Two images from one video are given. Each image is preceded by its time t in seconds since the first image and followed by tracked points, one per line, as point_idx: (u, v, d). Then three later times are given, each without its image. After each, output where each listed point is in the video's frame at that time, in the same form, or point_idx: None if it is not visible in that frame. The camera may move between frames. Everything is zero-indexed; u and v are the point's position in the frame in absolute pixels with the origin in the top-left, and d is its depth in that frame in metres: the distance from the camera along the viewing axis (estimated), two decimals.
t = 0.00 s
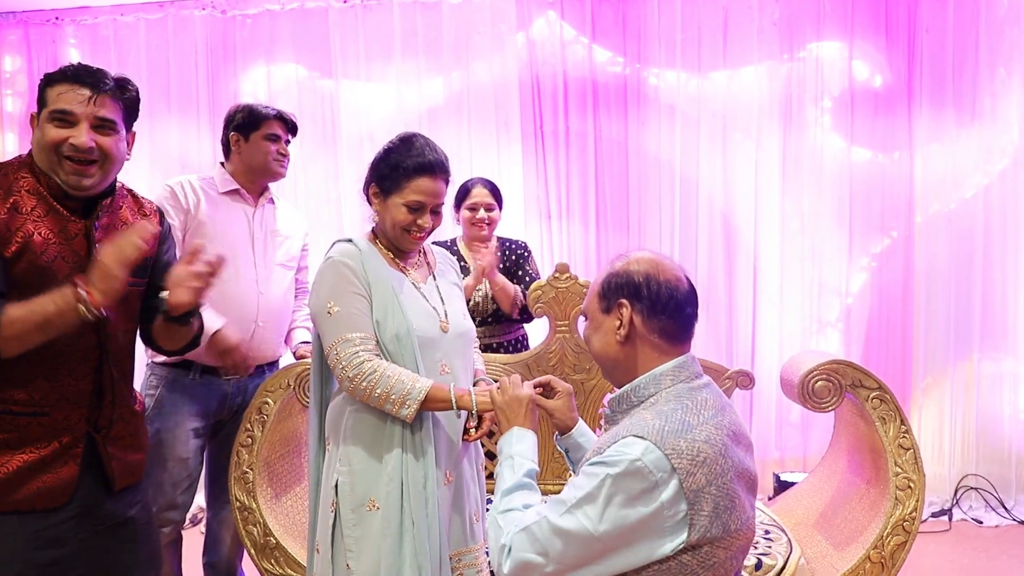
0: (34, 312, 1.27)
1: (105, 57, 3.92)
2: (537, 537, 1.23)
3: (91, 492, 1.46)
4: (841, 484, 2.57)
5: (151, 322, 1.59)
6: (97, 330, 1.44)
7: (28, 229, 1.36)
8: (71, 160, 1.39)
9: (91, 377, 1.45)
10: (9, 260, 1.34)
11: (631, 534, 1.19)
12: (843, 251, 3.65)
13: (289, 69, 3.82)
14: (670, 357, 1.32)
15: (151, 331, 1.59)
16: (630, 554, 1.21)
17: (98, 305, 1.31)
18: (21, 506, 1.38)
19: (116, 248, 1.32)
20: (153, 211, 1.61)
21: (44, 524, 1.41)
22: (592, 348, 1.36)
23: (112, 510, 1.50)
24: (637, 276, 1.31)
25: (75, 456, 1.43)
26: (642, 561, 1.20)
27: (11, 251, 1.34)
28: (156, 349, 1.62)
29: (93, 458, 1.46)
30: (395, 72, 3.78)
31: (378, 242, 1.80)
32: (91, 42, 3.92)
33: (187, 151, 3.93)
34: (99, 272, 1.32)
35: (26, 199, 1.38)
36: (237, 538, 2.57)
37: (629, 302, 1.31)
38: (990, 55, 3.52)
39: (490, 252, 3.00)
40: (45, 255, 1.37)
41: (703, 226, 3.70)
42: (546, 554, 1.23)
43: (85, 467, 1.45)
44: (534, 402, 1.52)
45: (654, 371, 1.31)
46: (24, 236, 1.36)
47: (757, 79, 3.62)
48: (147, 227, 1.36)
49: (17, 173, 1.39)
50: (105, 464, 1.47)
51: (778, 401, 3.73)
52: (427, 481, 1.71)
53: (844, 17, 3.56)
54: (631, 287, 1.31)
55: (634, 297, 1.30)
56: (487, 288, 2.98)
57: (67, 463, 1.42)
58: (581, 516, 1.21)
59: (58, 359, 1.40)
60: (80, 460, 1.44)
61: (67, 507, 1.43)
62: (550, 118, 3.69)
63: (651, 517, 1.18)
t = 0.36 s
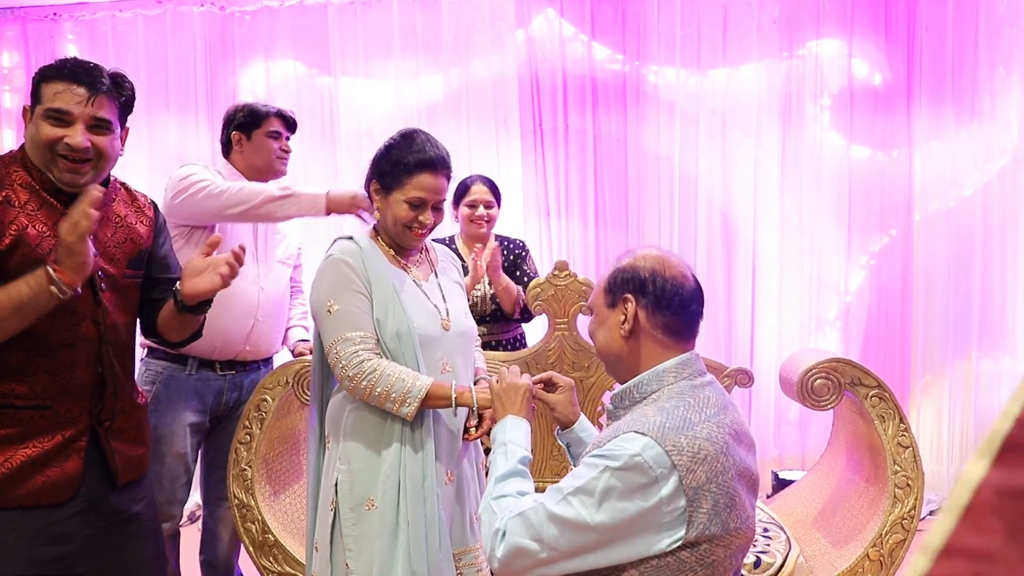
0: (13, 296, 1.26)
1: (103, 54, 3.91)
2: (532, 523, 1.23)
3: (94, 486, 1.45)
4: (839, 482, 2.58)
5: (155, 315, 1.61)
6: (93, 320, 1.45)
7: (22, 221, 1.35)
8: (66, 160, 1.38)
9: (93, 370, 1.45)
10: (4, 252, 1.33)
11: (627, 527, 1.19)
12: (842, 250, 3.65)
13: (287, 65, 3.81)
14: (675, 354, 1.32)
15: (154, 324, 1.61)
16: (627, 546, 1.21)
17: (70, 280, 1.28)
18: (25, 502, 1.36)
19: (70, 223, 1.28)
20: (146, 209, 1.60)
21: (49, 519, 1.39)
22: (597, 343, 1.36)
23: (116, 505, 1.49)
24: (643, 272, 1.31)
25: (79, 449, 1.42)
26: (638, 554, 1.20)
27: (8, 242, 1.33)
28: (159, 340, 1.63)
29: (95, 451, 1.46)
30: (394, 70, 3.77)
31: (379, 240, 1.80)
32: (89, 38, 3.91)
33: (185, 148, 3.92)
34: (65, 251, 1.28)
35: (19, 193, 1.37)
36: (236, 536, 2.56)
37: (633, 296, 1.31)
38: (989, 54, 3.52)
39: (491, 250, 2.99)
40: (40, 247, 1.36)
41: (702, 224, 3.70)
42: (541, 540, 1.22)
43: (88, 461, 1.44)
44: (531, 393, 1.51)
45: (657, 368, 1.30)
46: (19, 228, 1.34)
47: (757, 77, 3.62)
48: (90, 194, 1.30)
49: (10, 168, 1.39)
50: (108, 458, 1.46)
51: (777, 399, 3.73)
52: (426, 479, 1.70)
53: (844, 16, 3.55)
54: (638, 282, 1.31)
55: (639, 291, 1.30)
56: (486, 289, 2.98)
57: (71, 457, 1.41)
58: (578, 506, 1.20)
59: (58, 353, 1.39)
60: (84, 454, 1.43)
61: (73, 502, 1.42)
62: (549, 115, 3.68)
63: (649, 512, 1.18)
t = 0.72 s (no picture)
0: (23, 304, 1.27)
1: (101, 51, 3.90)
2: (534, 524, 1.23)
3: (99, 481, 1.46)
4: (837, 481, 2.58)
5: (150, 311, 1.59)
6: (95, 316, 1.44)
7: (22, 219, 1.35)
8: (89, 168, 1.41)
9: (97, 366, 1.45)
10: (4, 252, 1.33)
11: (628, 525, 1.19)
12: (839, 249, 3.66)
13: (285, 63, 3.81)
14: (675, 352, 1.32)
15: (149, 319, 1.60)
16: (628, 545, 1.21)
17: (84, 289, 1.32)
18: (32, 498, 1.36)
19: (88, 235, 1.31)
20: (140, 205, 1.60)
21: (55, 514, 1.40)
22: (598, 340, 1.37)
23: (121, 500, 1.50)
24: (644, 269, 1.31)
25: (84, 445, 1.42)
26: (638, 553, 1.20)
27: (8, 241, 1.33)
28: (157, 338, 1.63)
29: (101, 446, 1.46)
30: (392, 68, 3.77)
31: (377, 238, 1.80)
32: (87, 35, 3.90)
33: (182, 146, 3.92)
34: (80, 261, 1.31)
35: (17, 190, 1.37)
36: (234, 534, 2.56)
37: (636, 294, 1.31)
38: (986, 53, 3.52)
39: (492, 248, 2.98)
40: (39, 245, 1.36)
41: (700, 222, 3.70)
42: (542, 540, 1.23)
43: (92, 457, 1.45)
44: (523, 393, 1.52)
45: (656, 367, 1.31)
46: (19, 227, 1.35)
47: (754, 75, 3.62)
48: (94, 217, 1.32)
49: (6, 167, 1.38)
50: (113, 453, 1.47)
51: (775, 397, 3.74)
52: (423, 478, 1.70)
53: (842, 14, 3.56)
54: (640, 280, 1.32)
55: (642, 289, 1.30)
56: (486, 284, 2.97)
57: (76, 453, 1.41)
58: (578, 505, 1.20)
59: (63, 349, 1.39)
60: (89, 450, 1.43)
61: (78, 498, 1.42)
62: (546, 114, 3.68)
63: (650, 511, 1.18)
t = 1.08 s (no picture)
0: (56, 326, 1.30)
1: (100, 51, 3.90)
2: (533, 527, 1.23)
3: (105, 480, 1.46)
4: (836, 481, 2.59)
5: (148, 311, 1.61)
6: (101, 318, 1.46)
7: (26, 222, 1.35)
8: (100, 173, 1.42)
9: (101, 366, 1.45)
10: (8, 256, 1.33)
11: (625, 526, 1.19)
12: (838, 248, 3.66)
13: (284, 63, 3.80)
14: (672, 354, 1.32)
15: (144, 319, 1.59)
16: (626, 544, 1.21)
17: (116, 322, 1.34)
18: (38, 498, 1.36)
19: (135, 267, 1.36)
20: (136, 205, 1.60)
21: (60, 514, 1.40)
22: (597, 340, 1.36)
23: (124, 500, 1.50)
24: (643, 270, 1.31)
25: (90, 444, 1.42)
26: (636, 554, 1.20)
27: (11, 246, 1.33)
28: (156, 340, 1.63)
29: (107, 445, 1.47)
30: (391, 68, 3.77)
31: (373, 238, 1.80)
32: (86, 35, 3.90)
33: (182, 146, 3.92)
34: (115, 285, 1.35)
35: (19, 194, 1.36)
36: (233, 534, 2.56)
37: (635, 294, 1.31)
38: (986, 53, 3.52)
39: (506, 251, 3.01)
40: (43, 249, 1.36)
41: (699, 223, 3.70)
42: (542, 543, 1.23)
43: (98, 455, 1.45)
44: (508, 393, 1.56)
45: (653, 368, 1.31)
46: (23, 230, 1.34)
47: (753, 76, 3.62)
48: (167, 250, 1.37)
49: (5, 170, 1.37)
50: (118, 452, 1.47)
51: (774, 397, 3.75)
52: (422, 479, 1.70)
53: (841, 14, 3.55)
54: (639, 281, 1.31)
55: (641, 290, 1.30)
56: (495, 285, 2.98)
57: (81, 453, 1.42)
58: (575, 505, 1.21)
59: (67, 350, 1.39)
60: (94, 449, 1.44)
61: (84, 497, 1.42)
62: (546, 114, 3.68)
63: (648, 513, 1.18)
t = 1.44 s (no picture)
0: (42, 315, 1.27)
1: (100, 50, 3.89)
2: (534, 541, 1.21)
3: (101, 481, 1.45)
4: (837, 481, 2.58)
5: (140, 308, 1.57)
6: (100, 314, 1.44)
7: (26, 220, 1.34)
8: (105, 171, 1.43)
9: (99, 365, 1.44)
10: (9, 253, 1.32)
11: (626, 534, 1.18)
12: (839, 248, 3.66)
13: (283, 62, 3.80)
14: (668, 354, 1.31)
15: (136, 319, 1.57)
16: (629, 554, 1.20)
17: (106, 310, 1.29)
18: (35, 498, 1.36)
19: (134, 256, 1.30)
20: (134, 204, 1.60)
21: (57, 514, 1.39)
22: (593, 340, 1.36)
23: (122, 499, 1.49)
24: (646, 270, 1.31)
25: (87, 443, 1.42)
26: (639, 562, 1.19)
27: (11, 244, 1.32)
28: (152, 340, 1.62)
29: (103, 445, 1.46)
30: (391, 67, 3.76)
31: (373, 236, 1.81)
32: (86, 34, 3.89)
33: (181, 145, 3.91)
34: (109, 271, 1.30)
35: (21, 191, 1.35)
36: (231, 534, 2.55)
37: (636, 295, 1.30)
38: (987, 53, 3.52)
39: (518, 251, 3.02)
40: (43, 247, 1.36)
41: (699, 222, 3.70)
42: (543, 556, 1.21)
43: (94, 454, 1.44)
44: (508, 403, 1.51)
45: (649, 369, 1.30)
46: (23, 228, 1.34)
47: (754, 75, 3.62)
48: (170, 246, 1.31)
49: (6, 166, 1.36)
50: (115, 451, 1.46)
51: (774, 397, 3.74)
52: (417, 478, 1.69)
53: (842, 13, 3.55)
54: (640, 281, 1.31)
55: (641, 290, 1.30)
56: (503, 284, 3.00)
57: (78, 452, 1.41)
58: (577, 517, 1.19)
59: (66, 349, 1.38)
60: (90, 448, 1.43)
61: (80, 496, 1.42)
62: (546, 113, 3.67)
63: (648, 518, 1.17)
